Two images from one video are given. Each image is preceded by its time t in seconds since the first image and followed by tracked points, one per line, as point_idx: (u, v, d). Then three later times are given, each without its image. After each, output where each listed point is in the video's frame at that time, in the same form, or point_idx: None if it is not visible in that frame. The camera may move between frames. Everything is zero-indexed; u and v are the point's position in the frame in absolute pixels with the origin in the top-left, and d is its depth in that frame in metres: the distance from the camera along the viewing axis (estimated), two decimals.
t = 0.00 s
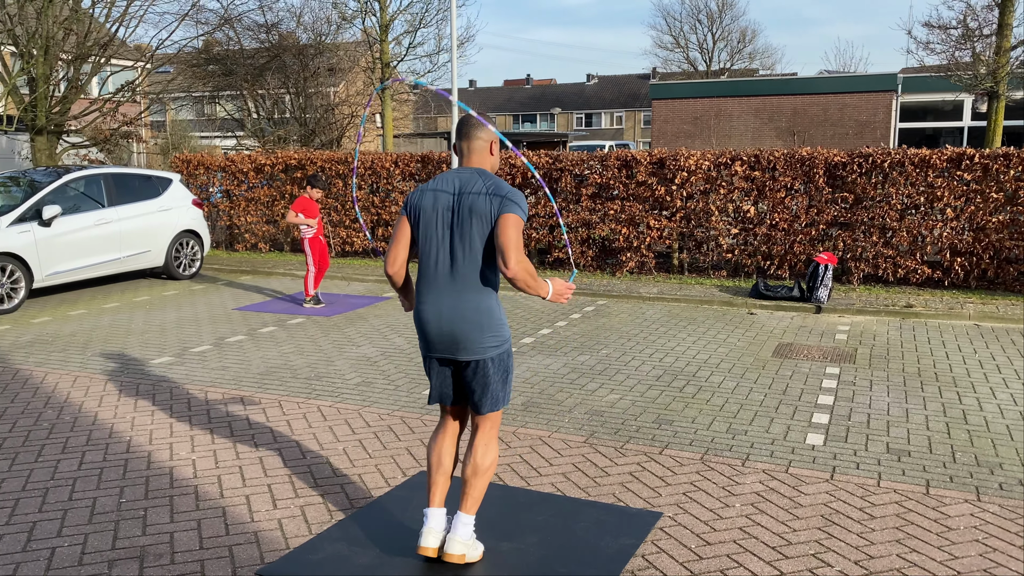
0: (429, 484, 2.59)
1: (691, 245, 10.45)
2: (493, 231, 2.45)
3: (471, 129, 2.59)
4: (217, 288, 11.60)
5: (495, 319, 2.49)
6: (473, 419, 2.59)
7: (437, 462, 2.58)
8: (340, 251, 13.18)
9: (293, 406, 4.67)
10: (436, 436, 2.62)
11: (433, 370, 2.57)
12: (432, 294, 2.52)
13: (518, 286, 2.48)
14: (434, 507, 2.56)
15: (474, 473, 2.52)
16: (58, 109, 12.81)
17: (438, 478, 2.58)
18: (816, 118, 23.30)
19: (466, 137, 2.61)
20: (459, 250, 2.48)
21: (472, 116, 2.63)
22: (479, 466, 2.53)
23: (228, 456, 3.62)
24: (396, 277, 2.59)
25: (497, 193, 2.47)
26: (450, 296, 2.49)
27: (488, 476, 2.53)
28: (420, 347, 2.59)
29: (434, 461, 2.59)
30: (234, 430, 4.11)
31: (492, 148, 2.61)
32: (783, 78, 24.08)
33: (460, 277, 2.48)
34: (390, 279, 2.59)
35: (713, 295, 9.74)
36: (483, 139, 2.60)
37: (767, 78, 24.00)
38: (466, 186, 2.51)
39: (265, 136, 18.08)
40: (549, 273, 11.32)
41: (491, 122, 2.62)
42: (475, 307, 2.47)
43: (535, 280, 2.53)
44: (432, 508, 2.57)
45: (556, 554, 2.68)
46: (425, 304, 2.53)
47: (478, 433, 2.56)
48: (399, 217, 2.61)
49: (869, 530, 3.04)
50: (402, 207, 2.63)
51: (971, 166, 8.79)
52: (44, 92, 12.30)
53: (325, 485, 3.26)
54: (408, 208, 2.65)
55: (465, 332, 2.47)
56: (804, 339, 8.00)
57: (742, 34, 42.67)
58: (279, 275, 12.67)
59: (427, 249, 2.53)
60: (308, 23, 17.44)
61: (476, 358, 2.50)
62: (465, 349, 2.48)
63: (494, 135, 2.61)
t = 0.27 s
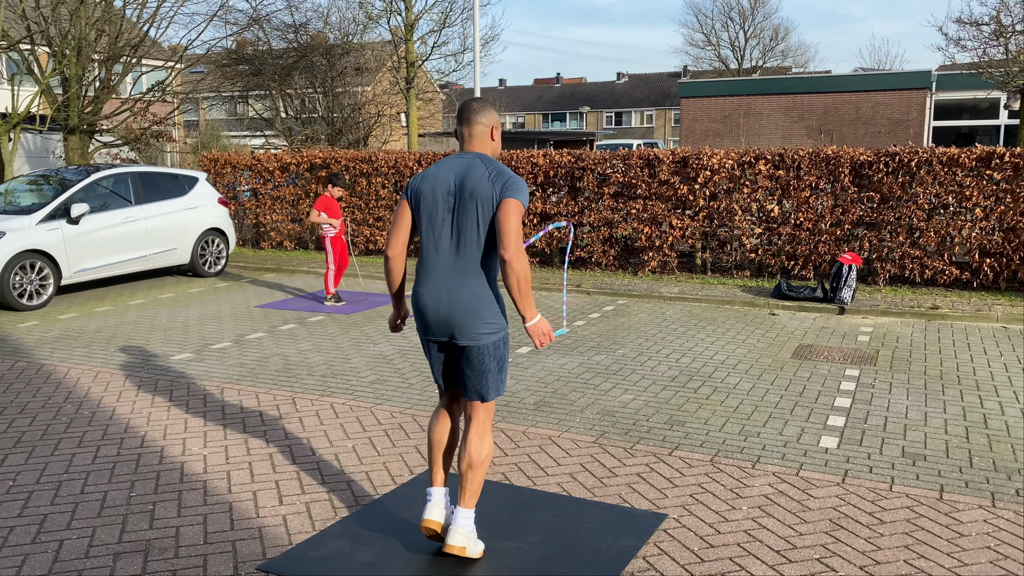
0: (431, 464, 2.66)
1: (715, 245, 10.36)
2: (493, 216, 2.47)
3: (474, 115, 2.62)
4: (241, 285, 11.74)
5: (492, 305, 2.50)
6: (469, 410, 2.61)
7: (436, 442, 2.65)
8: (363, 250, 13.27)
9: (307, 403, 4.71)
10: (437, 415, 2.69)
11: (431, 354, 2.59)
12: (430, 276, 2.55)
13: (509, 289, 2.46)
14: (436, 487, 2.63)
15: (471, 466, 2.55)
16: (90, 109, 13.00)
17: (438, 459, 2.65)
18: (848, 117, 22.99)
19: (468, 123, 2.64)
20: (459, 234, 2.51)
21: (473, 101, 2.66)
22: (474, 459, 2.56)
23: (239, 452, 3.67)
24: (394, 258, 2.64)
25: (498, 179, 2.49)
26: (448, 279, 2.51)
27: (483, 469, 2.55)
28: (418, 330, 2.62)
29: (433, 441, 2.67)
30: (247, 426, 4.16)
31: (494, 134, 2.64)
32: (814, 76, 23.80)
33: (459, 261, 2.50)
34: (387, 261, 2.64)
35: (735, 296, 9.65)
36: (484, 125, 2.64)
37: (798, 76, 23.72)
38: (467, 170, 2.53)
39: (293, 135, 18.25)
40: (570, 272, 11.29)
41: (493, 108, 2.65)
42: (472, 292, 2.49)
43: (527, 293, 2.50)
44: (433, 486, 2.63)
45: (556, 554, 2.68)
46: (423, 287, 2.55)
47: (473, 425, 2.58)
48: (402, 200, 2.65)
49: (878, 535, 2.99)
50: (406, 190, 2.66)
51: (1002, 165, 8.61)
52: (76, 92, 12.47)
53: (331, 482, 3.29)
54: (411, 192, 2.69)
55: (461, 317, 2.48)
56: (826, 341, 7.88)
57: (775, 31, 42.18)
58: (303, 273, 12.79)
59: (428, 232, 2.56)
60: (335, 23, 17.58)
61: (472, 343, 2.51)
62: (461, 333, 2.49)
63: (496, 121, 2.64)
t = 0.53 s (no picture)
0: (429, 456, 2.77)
1: (737, 243, 10.27)
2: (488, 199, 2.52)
3: (472, 100, 2.66)
4: (264, 282, 11.87)
5: (485, 286, 2.54)
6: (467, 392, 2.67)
7: (431, 431, 2.74)
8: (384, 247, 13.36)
9: (320, 399, 4.76)
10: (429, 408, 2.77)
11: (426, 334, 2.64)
12: (425, 256, 2.60)
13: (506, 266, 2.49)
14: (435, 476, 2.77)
15: (464, 445, 2.61)
16: (122, 108, 13.19)
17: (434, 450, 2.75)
18: (878, 115, 22.70)
19: (466, 107, 2.68)
20: (454, 216, 2.56)
21: (472, 87, 2.69)
22: (469, 438, 2.61)
23: (250, 446, 3.73)
24: (392, 237, 2.65)
25: (495, 162, 2.54)
26: (442, 260, 2.56)
27: (477, 448, 2.60)
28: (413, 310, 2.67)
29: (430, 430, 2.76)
30: (259, 421, 4.22)
31: (492, 119, 2.67)
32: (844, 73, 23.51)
33: (453, 241, 2.55)
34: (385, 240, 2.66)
35: (756, 295, 9.56)
36: (482, 110, 2.67)
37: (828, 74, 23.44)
38: (465, 154, 2.58)
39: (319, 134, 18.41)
40: (591, 270, 11.26)
41: (492, 93, 2.69)
42: (465, 272, 2.53)
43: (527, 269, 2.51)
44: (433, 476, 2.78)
45: (556, 551, 2.69)
46: (418, 267, 2.60)
47: (470, 406, 2.63)
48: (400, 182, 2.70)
49: (883, 538, 2.96)
50: (405, 172, 2.72)
51: None
52: (108, 91, 12.63)
53: (337, 476, 3.33)
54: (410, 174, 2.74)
55: (454, 296, 2.53)
56: (844, 341, 7.79)
57: (807, 29, 41.69)
58: (325, 270, 12.91)
59: (424, 213, 2.62)
60: (362, 23, 17.72)
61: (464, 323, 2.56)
62: (453, 313, 2.54)
63: (494, 106, 2.67)
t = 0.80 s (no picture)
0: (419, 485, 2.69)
1: (762, 244, 10.16)
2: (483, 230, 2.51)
3: (467, 125, 2.66)
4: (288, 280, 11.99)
5: (483, 317, 2.54)
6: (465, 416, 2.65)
7: (426, 460, 2.65)
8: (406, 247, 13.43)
9: (333, 396, 4.81)
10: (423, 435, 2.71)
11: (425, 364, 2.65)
12: (423, 288, 2.60)
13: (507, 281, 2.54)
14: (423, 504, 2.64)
15: (459, 468, 2.57)
16: (152, 109, 13.44)
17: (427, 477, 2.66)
18: (912, 114, 22.39)
19: (461, 132, 2.68)
20: (449, 248, 2.55)
21: (466, 112, 2.70)
22: (465, 461, 2.58)
23: (260, 442, 3.78)
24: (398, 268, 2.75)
25: (488, 192, 2.52)
26: (440, 292, 2.56)
27: (473, 470, 2.57)
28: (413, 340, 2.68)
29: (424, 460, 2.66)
30: (271, 418, 4.27)
31: (487, 142, 2.68)
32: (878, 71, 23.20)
33: (449, 273, 2.55)
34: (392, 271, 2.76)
35: (779, 296, 9.45)
36: (478, 134, 2.68)
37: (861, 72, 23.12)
38: (458, 183, 2.57)
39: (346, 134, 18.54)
40: (613, 270, 11.21)
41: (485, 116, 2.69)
42: (464, 304, 2.54)
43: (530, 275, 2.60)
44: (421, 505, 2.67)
45: (555, 552, 2.69)
46: (417, 299, 2.61)
47: (468, 430, 2.61)
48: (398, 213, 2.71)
49: (889, 542, 2.92)
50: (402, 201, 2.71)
51: None
52: (138, 92, 12.87)
53: (343, 474, 3.36)
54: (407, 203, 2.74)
55: (453, 329, 2.54)
56: (864, 343, 7.68)
57: (841, 27, 41.10)
58: (348, 269, 13.01)
59: (421, 244, 2.62)
60: (389, 24, 17.86)
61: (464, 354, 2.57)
62: (452, 346, 2.55)
63: (488, 129, 2.68)
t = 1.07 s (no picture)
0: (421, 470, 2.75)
1: (787, 245, 10.03)
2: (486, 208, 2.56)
3: (468, 106, 2.71)
4: (311, 280, 12.11)
5: (485, 294, 2.59)
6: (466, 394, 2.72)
7: (423, 447, 2.72)
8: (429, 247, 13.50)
9: (347, 395, 4.85)
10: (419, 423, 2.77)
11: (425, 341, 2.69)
12: (426, 267, 2.64)
13: (505, 272, 2.59)
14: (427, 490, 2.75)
15: (465, 444, 2.66)
16: (182, 110, 13.60)
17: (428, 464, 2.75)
18: (947, 113, 22.10)
19: (462, 113, 2.72)
20: (451, 227, 2.58)
21: (467, 91, 2.74)
22: (469, 437, 2.65)
23: (271, 440, 3.83)
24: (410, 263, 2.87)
25: (490, 171, 2.56)
26: (442, 271, 2.60)
27: (477, 446, 2.65)
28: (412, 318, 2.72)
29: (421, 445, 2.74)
30: (283, 415, 4.32)
31: (488, 122, 2.72)
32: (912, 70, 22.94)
33: (452, 252, 2.59)
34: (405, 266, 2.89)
35: (802, 298, 9.34)
36: (477, 114, 2.72)
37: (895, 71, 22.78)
38: (460, 162, 2.60)
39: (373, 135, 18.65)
40: (637, 272, 11.15)
41: (486, 97, 2.73)
42: (466, 282, 2.58)
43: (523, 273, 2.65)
44: (426, 490, 2.75)
45: (554, 552, 2.70)
46: (418, 277, 2.64)
47: (470, 407, 2.69)
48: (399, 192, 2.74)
49: (895, 548, 2.88)
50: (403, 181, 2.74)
51: None
52: (168, 93, 13.02)
53: (349, 471, 3.39)
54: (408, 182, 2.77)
55: (455, 306, 2.58)
56: (888, 347, 7.56)
57: (877, 25, 40.45)
58: (371, 269, 13.11)
59: (423, 224, 2.65)
60: (415, 25, 18.00)
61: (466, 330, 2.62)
62: (455, 323, 2.60)
63: (489, 110, 2.72)
